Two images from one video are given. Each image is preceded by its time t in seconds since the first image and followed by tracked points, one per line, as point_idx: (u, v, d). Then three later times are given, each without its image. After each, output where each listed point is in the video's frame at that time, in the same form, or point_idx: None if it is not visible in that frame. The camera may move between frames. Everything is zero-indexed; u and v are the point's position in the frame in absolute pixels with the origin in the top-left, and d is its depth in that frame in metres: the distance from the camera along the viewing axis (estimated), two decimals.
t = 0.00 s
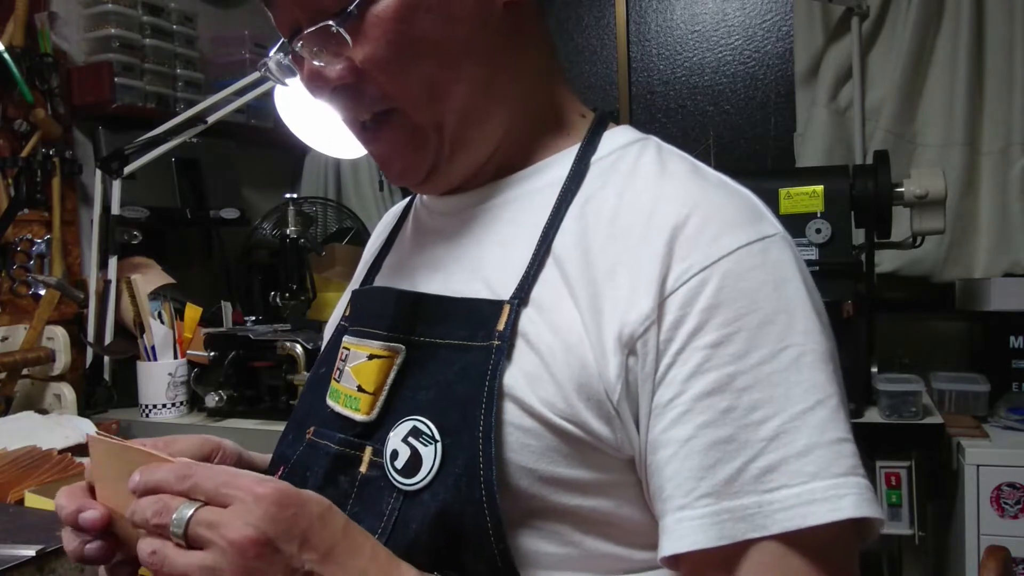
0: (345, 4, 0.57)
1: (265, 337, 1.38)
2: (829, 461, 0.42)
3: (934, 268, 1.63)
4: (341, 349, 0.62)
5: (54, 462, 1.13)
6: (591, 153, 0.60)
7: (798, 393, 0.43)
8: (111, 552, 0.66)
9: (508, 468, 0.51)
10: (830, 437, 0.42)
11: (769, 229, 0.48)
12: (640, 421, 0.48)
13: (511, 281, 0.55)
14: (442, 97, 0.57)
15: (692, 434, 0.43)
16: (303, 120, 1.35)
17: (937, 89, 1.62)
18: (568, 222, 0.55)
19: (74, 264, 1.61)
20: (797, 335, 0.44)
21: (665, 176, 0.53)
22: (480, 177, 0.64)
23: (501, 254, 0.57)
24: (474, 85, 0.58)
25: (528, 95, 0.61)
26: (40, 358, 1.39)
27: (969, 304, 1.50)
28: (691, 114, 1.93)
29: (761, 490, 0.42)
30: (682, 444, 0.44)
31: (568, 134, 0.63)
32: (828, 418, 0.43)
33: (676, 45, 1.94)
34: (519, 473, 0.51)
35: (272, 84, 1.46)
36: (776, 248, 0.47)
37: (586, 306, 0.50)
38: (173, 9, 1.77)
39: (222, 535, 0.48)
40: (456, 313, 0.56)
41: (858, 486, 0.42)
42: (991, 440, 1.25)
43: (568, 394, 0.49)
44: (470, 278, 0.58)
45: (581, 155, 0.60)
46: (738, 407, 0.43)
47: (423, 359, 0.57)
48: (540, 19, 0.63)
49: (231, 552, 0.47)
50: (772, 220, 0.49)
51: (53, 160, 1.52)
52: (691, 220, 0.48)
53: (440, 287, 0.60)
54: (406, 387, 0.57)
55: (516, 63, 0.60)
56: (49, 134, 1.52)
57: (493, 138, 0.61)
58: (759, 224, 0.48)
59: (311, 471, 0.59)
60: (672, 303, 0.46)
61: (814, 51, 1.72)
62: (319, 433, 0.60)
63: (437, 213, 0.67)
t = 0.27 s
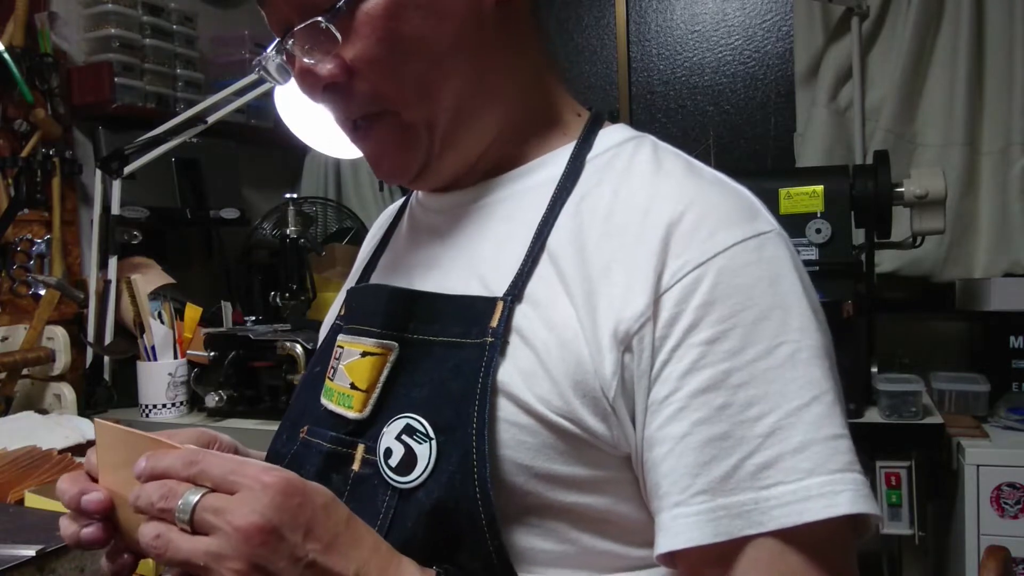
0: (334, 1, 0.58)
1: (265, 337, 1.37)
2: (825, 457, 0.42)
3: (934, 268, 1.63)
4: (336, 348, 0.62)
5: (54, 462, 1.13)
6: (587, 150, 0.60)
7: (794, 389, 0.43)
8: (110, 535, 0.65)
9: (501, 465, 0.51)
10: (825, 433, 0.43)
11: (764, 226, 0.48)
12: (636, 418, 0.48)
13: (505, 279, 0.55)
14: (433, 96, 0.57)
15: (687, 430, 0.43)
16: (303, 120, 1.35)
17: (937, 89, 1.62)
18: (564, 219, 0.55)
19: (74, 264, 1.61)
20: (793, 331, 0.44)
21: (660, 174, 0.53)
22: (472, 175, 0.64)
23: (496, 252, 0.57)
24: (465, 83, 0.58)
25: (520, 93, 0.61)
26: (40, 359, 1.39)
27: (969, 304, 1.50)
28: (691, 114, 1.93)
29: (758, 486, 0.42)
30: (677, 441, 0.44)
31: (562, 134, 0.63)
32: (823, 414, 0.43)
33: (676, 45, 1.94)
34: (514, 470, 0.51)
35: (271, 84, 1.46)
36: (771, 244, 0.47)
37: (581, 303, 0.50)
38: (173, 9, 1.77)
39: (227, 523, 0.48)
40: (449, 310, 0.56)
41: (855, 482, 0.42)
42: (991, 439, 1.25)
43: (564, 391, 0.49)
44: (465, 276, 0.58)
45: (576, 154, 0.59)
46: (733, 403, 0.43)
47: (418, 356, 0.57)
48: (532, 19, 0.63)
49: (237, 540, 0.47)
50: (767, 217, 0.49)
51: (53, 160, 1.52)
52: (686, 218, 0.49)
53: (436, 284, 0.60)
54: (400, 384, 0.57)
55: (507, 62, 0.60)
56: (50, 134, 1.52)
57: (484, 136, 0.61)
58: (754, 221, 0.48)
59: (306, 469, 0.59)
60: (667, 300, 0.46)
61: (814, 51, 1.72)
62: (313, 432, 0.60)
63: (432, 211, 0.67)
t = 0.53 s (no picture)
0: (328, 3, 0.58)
1: (265, 337, 1.37)
2: (825, 459, 0.42)
3: (934, 268, 1.63)
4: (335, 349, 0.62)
5: (55, 462, 1.14)
6: (586, 150, 0.59)
7: (794, 391, 0.43)
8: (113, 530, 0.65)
9: (501, 468, 0.51)
10: (825, 434, 0.43)
11: (763, 227, 0.48)
12: (636, 420, 0.48)
13: (505, 281, 0.55)
14: (430, 96, 0.57)
15: (687, 433, 0.43)
16: (302, 120, 1.35)
17: (937, 89, 1.62)
18: (563, 221, 0.55)
19: (74, 264, 1.61)
20: (792, 333, 0.44)
21: (659, 175, 0.53)
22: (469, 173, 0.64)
23: (495, 254, 0.57)
24: (461, 81, 0.58)
25: (516, 91, 0.61)
26: (41, 359, 1.39)
27: (969, 304, 1.50)
28: (691, 114, 1.93)
29: (758, 489, 0.42)
30: (677, 444, 0.44)
31: (560, 132, 0.63)
32: (823, 415, 0.43)
33: (676, 45, 1.94)
34: (514, 473, 0.51)
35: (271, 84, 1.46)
36: (770, 245, 0.47)
37: (581, 306, 0.50)
38: (173, 9, 1.78)
39: (229, 524, 0.48)
40: (448, 313, 0.56)
41: (855, 483, 0.42)
42: (991, 440, 1.25)
43: (564, 394, 0.49)
44: (464, 277, 0.58)
45: (575, 154, 0.59)
46: (734, 405, 0.43)
47: (418, 359, 0.57)
48: (528, 19, 0.63)
49: (239, 541, 0.47)
50: (766, 217, 0.49)
51: (53, 160, 1.52)
52: (685, 219, 0.49)
53: (435, 286, 0.60)
54: (400, 386, 0.57)
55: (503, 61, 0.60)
56: (50, 134, 1.52)
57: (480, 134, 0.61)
58: (752, 222, 0.48)
59: (305, 470, 0.59)
60: (667, 302, 0.46)
61: (814, 51, 1.72)
62: (312, 434, 0.60)
63: (432, 212, 0.67)
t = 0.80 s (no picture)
0: None
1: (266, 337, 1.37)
2: (825, 457, 0.42)
3: (934, 268, 1.63)
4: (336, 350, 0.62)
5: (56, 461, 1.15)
6: (586, 150, 0.59)
7: (794, 389, 0.43)
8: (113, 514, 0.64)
9: (502, 468, 0.51)
10: (826, 432, 0.43)
11: (764, 225, 0.48)
12: (636, 418, 0.48)
13: (506, 281, 0.55)
14: (425, 85, 0.58)
15: (687, 431, 0.43)
16: (302, 120, 1.35)
17: (937, 89, 1.62)
18: (564, 221, 0.55)
19: (74, 264, 1.61)
20: (793, 331, 0.44)
21: (660, 174, 0.53)
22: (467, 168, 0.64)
23: (496, 254, 0.57)
24: (461, 72, 0.58)
25: (517, 88, 0.61)
26: (41, 359, 1.39)
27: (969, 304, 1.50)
28: (691, 114, 1.93)
29: (758, 487, 0.42)
30: (677, 442, 0.44)
31: (562, 131, 0.63)
32: (824, 414, 0.43)
33: (676, 45, 1.94)
34: (515, 473, 0.51)
35: (272, 84, 1.46)
36: (771, 244, 0.47)
37: (582, 304, 0.50)
38: (173, 9, 1.78)
39: (222, 513, 0.48)
40: (449, 313, 0.56)
41: (855, 481, 0.42)
42: (992, 440, 1.25)
43: (565, 393, 0.49)
44: (465, 277, 0.58)
45: (576, 154, 0.59)
46: (734, 403, 0.43)
47: (418, 359, 0.57)
48: (531, 19, 0.64)
49: (232, 530, 0.47)
50: (767, 216, 0.49)
51: (53, 160, 1.52)
52: (686, 218, 0.49)
53: (436, 286, 0.60)
54: (400, 386, 0.57)
55: (504, 58, 0.60)
56: (50, 134, 1.52)
57: (480, 129, 0.61)
58: (754, 220, 0.48)
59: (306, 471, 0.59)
60: (667, 300, 0.46)
61: (814, 51, 1.72)
62: (313, 434, 0.60)
63: (433, 212, 0.67)
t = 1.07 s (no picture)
0: None
1: (266, 337, 1.37)
2: (822, 452, 0.42)
3: (934, 269, 1.63)
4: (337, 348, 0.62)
5: (54, 463, 1.13)
6: (587, 150, 0.59)
7: (791, 384, 0.43)
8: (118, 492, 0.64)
9: (503, 465, 0.51)
10: (823, 427, 0.43)
11: (763, 223, 0.48)
12: (633, 413, 0.48)
13: (506, 280, 0.55)
14: (427, 83, 0.57)
15: (684, 425, 0.43)
16: (303, 120, 1.35)
17: (937, 89, 1.62)
18: (564, 219, 0.55)
19: (74, 264, 1.61)
20: (791, 328, 0.44)
21: (660, 173, 0.53)
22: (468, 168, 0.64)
23: (496, 253, 0.57)
24: (462, 71, 0.58)
25: (518, 88, 0.61)
26: (41, 359, 1.39)
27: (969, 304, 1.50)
28: (691, 114, 1.93)
29: (755, 481, 0.42)
30: (674, 436, 0.44)
31: (563, 131, 0.63)
32: (821, 409, 0.43)
33: (676, 45, 1.94)
34: (515, 470, 0.51)
35: (272, 84, 1.46)
36: (770, 241, 0.47)
37: (582, 301, 0.50)
38: (173, 9, 1.77)
39: (217, 484, 0.47)
40: (449, 312, 0.56)
41: (851, 476, 0.42)
42: (992, 440, 1.25)
43: (565, 389, 0.49)
44: (465, 275, 0.58)
45: (576, 154, 0.59)
46: (732, 398, 0.43)
47: (418, 357, 0.57)
48: (532, 19, 0.64)
49: (226, 500, 0.46)
50: (766, 214, 0.49)
51: (53, 160, 1.52)
52: (685, 215, 0.49)
53: (436, 285, 0.60)
54: (401, 384, 0.57)
55: (505, 58, 0.60)
56: (50, 134, 1.52)
57: (481, 128, 0.61)
58: (753, 218, 0.48)
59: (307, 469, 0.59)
60: (666, 295, 0.46)
61: (814, 51, 1.72)
62: (315, 433, 0.60)
63: (433, 212, 0.67)
